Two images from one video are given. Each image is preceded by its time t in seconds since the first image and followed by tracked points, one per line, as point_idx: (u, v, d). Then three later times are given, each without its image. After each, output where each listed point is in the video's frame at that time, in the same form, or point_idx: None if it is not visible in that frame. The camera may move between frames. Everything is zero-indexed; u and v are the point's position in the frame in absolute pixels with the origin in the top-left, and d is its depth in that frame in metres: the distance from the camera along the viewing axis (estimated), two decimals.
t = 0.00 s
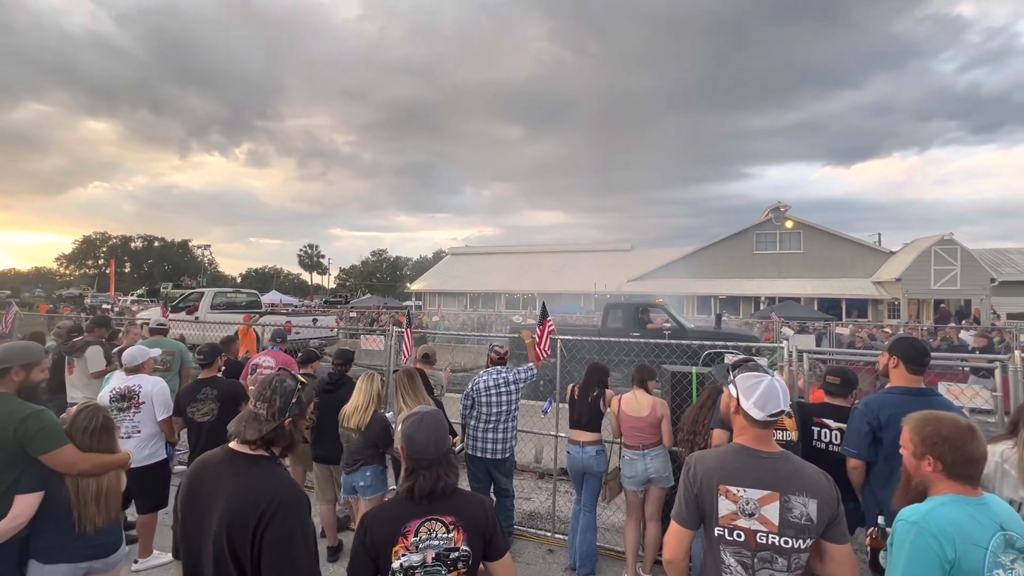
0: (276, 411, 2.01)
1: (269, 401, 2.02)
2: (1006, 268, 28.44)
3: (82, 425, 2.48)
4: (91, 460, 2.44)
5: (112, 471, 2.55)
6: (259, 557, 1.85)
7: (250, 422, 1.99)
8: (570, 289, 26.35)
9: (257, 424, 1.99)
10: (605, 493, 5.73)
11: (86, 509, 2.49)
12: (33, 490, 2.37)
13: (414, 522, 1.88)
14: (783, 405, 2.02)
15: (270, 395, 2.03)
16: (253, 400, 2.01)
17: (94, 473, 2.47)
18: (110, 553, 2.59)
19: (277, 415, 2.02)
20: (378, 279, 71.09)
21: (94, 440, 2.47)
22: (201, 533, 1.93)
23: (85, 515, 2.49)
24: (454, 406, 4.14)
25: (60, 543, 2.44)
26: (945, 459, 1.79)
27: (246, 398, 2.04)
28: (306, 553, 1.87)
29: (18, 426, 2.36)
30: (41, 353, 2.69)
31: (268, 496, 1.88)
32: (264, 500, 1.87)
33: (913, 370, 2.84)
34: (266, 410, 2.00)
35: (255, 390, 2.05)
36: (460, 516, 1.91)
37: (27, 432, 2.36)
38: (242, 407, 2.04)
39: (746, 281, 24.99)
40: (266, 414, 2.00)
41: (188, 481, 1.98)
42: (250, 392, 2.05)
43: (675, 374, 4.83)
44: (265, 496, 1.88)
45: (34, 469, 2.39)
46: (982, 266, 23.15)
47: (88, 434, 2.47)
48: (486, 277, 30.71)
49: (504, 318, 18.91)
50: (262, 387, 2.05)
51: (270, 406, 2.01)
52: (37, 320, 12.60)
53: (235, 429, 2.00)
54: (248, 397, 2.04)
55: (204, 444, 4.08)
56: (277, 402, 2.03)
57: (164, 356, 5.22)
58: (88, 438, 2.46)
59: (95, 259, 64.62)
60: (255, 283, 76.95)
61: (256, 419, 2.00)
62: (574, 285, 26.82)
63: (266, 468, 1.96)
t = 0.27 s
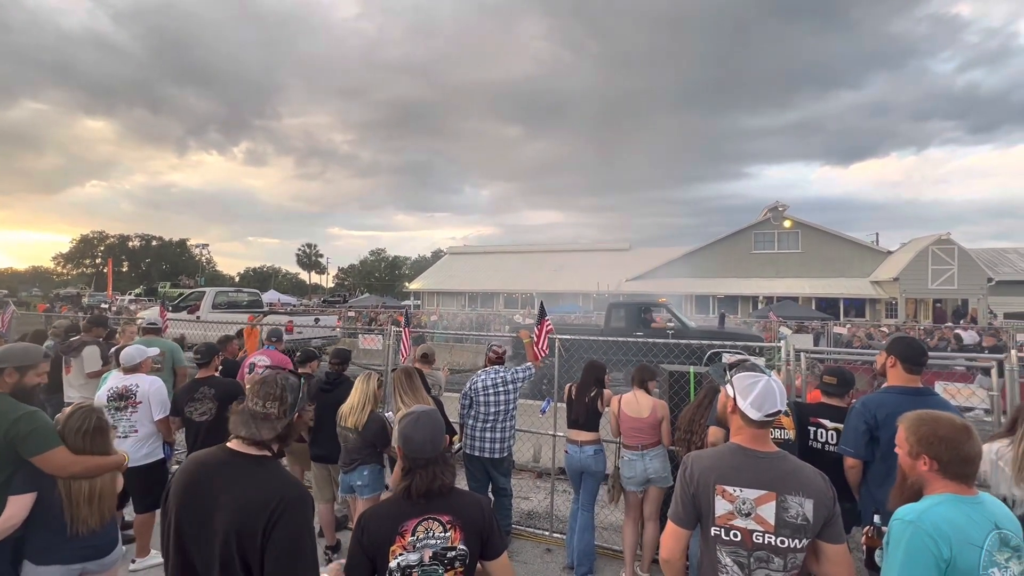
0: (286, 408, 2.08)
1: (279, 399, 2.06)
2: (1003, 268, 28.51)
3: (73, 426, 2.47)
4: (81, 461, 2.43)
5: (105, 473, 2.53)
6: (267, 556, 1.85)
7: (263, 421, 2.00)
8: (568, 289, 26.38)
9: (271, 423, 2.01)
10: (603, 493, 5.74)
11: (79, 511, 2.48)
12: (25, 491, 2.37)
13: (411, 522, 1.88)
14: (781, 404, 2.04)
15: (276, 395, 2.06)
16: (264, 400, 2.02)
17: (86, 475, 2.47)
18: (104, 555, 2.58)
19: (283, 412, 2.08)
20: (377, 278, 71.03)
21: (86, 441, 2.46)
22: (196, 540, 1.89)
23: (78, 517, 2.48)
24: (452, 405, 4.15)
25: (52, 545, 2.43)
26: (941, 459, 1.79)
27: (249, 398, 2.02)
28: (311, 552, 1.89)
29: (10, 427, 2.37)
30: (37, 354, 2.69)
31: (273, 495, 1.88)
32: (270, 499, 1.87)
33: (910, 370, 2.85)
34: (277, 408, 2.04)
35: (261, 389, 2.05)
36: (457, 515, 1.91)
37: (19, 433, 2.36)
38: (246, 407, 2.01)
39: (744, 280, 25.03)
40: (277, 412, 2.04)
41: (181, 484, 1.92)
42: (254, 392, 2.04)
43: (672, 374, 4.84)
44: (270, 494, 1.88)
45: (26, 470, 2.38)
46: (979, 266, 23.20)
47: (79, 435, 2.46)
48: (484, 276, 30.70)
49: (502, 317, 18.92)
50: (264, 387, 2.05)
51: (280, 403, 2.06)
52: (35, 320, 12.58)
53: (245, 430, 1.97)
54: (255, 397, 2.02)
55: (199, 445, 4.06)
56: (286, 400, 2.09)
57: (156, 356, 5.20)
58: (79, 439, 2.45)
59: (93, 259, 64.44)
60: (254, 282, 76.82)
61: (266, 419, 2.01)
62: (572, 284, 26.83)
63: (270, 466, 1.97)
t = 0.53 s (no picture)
0: (293, 402, 2.08)
1: (286, 393, 2.06)
2: (1002, 267, 28.55)
3: (68, 427, 2.47)
4: (76, 462, 2.43)
5: (100, 473, 2.53)
6: (285, 549, 1.88)
7: (273, 417, 1.98)
8: (567, 288, 26.39)
9: (282, 417, 2.00)
10: (602, 492, 5.75)
11: (74, 512, 2.47)
12: (20, 491, 2.37)
13: (411, 521, 1.88)
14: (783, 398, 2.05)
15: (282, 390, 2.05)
16: (271, 396, 2.00)
17: (81, 475, 2.46)
18: (101, 556, 2.58)
19: (290, 406, 2.07)
20: (376, 277, 71.00)
21: (80, 442, 2.45)
22: (197, 541, 1.86)
23: (73, 519, 2.48)
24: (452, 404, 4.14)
25: (47, 546, 2.43)
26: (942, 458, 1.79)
27: (254, 397, 1.99)
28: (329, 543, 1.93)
29: (4, 427, 2.36)
30: (34, 354, 2.69)
31: (282, 493, 1.89)
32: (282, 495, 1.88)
33: (910, 369, 2.85)
34: (286, 402, 2.03)
35: (265, 386, 2.03)
36: (457, 514, 1.91)
37: (13, 433, 2.36)
38: (252, 406, 1.98)
39: (743, 280, 25.03)
40: (286, 406, 2.03)
41: (185, 486, 1.89)
42: (259, 390, 2.01)
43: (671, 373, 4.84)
44: (281, 491, 1.89)
45: (21, 471, 2.38)
46: (978, 266, 23.22)
47: (74, 436, 2.45)
48: (483, 275, 30.69)
49: (501, 316, 18.91)
50: (269, 385, 2.04)
51: (288, 398, 2.06)
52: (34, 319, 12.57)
53: (256, 428, 1.95)
54: (261, 394, 2.00)
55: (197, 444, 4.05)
56: (292, 393, 2.09)
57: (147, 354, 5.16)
58: (74, 440, 2.45)
59: (91, 258, 64.29)
60: (253, 281, 76.74)
61: (277, 414, 1.99)
62: (571, 283, 26.83)
63: (279, 462, 1.97)
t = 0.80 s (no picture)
0: (294, 401, 2.06)
1: (287, 392, 2.04)
2: (1000, 266, 28.62)
3: (66, 429, 2.47)
4: (73, 463, 2.43)
5: (98, 475, 2.53)
6: (298, 544, 1.90)
7: (275, 416, 1.97)
8: (567, 287, 26.40)
9: (283, 416, 1.99)
10: (602, 491, 5.75)
11: (71, 513, 2.47)
12: (17, 492, 2.36)
13: (412, 520, 1.88)
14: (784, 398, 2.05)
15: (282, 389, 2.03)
16: (273, 395, 1.99)
17: (78, 477, 2.46)
18: (99, 557, 2.58)
19: (292, 405, 2.06)
20: (375, 276, 70.99)
21: (78, 443, 2.45)
22: (200, 541, 1.86)
23: (71, 520, 2.47)
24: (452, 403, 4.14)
25: (46, 547, 2.43)
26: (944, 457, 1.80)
27: (255, 396, 1.98)
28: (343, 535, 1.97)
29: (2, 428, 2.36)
30: (35, 354, 2.68)
31: (288, 492, 1.89)
32: (290, 493, 1.89)
33: (910, 369, 2.85)
34: (287, 401, 2.02)
35: (266, 386, 2.02)
36: (458, 514, 1.92)
37: (10, 434, 2.35)
38: (253, 406, 1.96)
39: (742, 279, 25.06)
40: (287, 405, 2.02)
41: (192, 486, 1.88)
42: (260, 389, 2.00)
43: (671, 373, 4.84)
44: (288, 490, 1.90)
45: (19, 472, 2.37)
46: (976, 265, 23.26)
47: (72, 438, 2.45)
48: (483, 274, 30.70)
49: (501, 316, 18.92)
50: (270, 383, 2.03)
51: (289, 397, 2.04)
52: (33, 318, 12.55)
53: (259, 427, 1.94)
54: (262, 394, 1.99)
55: (197, 444, 4.05)
56: (293, 392, 2.07)
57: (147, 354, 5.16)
58: (72, 441, 2.44)
59: (90, 257, 64.20)
60: (252, 281, 76.70)
61: (279, 413, 1.98)
62: (571, 283, 26.86)
63: (282, 460, 1.96)
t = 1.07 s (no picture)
0: (287, 400, 2.07)
1: (278, 392, 2.05)
2: (998, 265, 28.68)
3: (66, 429, 2.46)
4: (71, 464, 2.42)
5: (97, 477, 2.52)
6: (298, 544, 1.90)
7: (268, 417, 1.97)
8: (566, 286, 26.40)
9: (276, 417, 1.99)
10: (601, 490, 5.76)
11: (70, 515, 2.46)
12: (17, 493, 2.36)
13: (413, 520, 1.88)
14: (782, 399, 2.05)
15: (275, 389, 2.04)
16: (264, 396, 1.99)
17: (77, 478, 2.45)
18: (98, 558, 2.58)
19: (284, 405, 2.06)
20: (373, 275, 70.92)
21: (77, 444, 2.45)
22: (199, 542, 1.86)
23: (70, 522, 2.47)
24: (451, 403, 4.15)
25: (44, 549, 2.42)
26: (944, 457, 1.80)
27: (248, 398, 1.98)
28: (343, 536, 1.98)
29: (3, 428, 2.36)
30: (37, 354, 2.68)
31: (288, 492, 1.89)
32: (289, 495, 1.89)
33: (909, 368, 2.86)
34: (280, 401, 2.03)
35: (257, 387, 2.02)
36: (459, 514, 1.92)
37: (10, 434, 2.36)
38: (246, 407, 1.96)
39: (741, 278, 25.07)
40: (280, 405, 2.03)
41: (193, 486, 1.88)
42: (252, 390, 2.00)
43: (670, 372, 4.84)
44: (287, 491, 1.89)
45: (18, 472, 2.37)
46: (975, 263, 23.29)
47: (71, 438, 2.44)
48: (482, 273, 30.69)
49: (500, 315, 18.92)
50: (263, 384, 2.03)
51: (281, 396, 2.05)
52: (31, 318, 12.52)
53: (252, 428, 1.94)
54: (254, 395, 1.99)
55: (196, 444, 4.05)
56: (285, 392, 2.08)
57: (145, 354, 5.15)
58: (72, 441, 2.44)
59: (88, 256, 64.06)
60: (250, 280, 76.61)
61: (271, 414, 1.98)
62: (570, 282, 26.85)
63: (279, 461, 1.96)
